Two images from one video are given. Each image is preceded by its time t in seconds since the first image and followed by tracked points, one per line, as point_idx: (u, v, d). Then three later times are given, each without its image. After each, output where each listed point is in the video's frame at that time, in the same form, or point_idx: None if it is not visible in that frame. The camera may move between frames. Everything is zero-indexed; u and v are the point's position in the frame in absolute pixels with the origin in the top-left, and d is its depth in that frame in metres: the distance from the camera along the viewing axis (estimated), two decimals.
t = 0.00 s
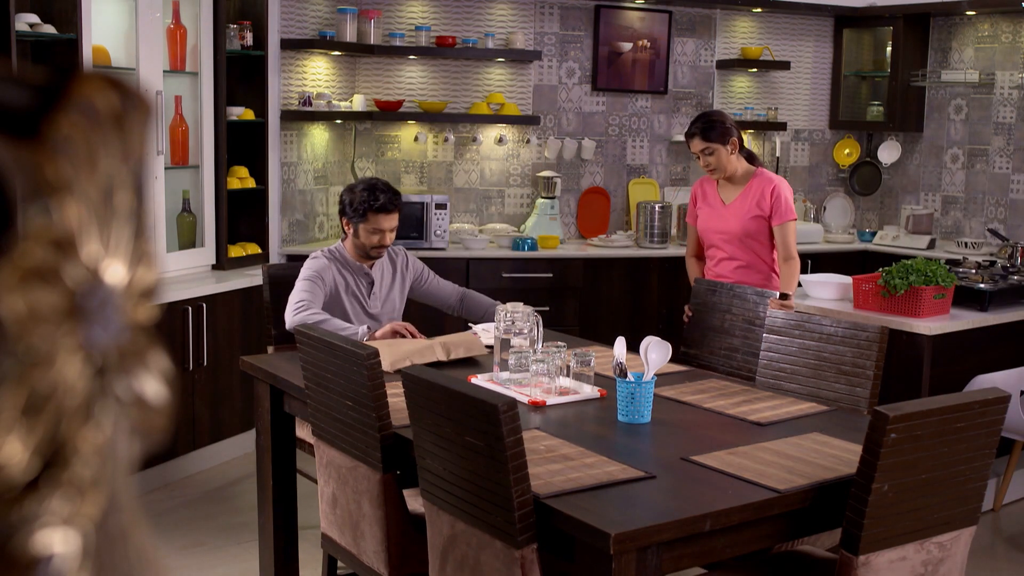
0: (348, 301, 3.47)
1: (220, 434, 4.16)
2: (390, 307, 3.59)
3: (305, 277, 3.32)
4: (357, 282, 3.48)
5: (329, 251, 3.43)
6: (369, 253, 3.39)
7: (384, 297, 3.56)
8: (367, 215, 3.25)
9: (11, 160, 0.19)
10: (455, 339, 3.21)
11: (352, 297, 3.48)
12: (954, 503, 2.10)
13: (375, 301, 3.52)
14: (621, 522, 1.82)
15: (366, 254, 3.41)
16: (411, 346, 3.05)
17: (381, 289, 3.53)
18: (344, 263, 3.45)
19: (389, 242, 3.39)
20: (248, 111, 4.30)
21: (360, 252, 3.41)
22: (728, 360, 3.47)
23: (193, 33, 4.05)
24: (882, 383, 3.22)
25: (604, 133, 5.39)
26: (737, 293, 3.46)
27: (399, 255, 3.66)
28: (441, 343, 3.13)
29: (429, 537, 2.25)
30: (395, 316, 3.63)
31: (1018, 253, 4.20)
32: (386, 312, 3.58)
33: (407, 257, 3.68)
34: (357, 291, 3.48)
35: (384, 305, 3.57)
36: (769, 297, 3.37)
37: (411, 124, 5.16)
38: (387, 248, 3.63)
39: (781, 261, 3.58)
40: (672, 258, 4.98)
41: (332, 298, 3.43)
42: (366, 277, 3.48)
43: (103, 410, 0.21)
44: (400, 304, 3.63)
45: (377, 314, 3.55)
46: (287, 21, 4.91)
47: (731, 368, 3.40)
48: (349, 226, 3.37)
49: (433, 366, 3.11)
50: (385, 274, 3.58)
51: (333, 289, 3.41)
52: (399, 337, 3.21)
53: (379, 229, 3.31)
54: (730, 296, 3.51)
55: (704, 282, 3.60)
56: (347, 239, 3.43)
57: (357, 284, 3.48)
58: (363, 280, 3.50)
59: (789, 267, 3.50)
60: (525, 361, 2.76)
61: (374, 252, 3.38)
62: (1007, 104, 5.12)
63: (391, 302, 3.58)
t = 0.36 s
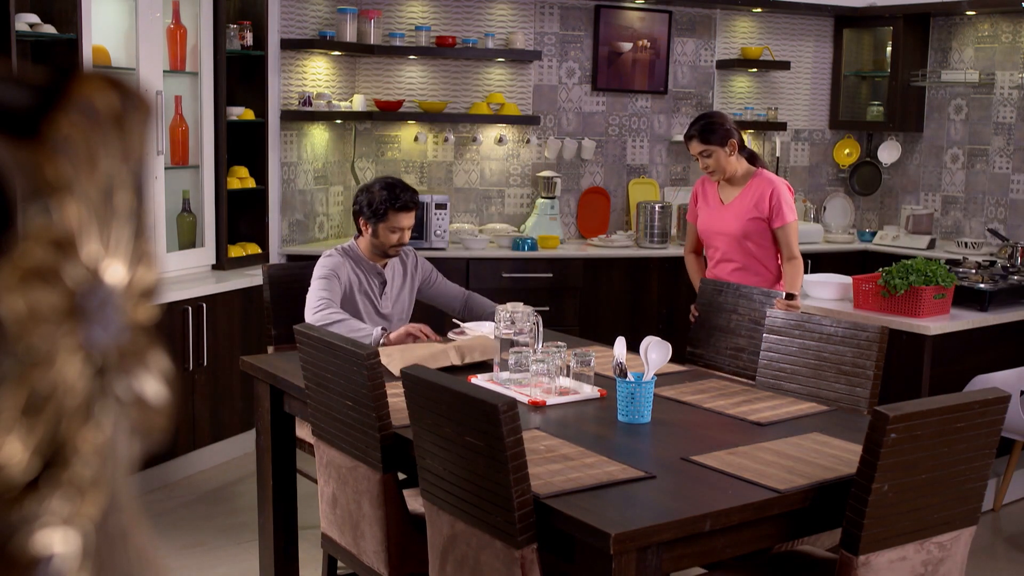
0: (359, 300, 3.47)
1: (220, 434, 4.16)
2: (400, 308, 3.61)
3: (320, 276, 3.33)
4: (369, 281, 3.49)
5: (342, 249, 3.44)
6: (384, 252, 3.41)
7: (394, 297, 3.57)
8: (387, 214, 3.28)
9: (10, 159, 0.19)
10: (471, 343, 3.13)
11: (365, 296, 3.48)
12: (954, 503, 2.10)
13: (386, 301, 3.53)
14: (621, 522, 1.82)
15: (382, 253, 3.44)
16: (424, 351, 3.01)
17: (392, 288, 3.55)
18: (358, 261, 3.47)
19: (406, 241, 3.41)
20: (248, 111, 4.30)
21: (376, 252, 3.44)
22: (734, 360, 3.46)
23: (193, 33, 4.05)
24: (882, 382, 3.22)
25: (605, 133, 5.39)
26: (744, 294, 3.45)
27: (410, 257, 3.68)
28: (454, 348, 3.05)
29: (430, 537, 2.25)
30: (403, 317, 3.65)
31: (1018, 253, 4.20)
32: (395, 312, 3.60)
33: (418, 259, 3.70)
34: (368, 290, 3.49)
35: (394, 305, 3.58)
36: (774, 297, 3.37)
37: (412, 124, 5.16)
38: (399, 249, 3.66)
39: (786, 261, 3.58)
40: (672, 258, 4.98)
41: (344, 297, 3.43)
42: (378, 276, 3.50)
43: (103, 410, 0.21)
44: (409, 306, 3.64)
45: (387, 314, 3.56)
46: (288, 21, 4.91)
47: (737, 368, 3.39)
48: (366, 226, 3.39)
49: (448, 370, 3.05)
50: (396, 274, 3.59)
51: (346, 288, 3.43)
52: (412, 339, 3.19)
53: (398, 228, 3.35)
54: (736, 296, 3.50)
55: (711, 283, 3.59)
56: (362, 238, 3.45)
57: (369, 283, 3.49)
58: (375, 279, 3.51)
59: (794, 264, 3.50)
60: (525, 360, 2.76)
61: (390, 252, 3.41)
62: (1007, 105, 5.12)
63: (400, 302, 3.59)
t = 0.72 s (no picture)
0: (357, 297, 3.47)
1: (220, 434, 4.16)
2: (400, 306, 3.61)
3: (315, 274, 3.34)
4: (369, 279, 3.50)
5: (340, 247, 3.44)
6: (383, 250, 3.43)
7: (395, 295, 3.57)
8: (387, 210, 3.31)
9: (10, 160, 0.19)
10: (472, 344, 3.13)
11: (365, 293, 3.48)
12: (955, 502, 2.10)
13: (386, 298, 3.53)
14: (621, 522, 1.82)
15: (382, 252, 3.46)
16: (425, 352, 3.01)
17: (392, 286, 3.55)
18: (358, 259, 3.47)
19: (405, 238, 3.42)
20: (248, 111, 4.30)
21: (376, 249, 3.46)
22: (736, 360, 3.46)
23: (193, 33, 4.05)
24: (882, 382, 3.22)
25: (604, 133, 5.39)
26: (745, 295, 3.46)
27: (411, 256, 3.69)
28: (455, 349, 3.06)
29: (430, 537, 2.24)
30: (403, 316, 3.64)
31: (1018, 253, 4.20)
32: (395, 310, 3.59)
33: (419, 258, 3.71)
34: (368, 288, 3.49)
35: (394, 303, 3.58)
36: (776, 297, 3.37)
37: (411, 124, 5.16)
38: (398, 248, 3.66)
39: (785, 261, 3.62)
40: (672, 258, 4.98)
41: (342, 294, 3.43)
42: (378, 274, 3.51)
43: (102, 410, 0.21)
44: (409, 305, 3.64)
45: (387, 311, 3.55)
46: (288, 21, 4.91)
47: (738, 368, 3.39)
48: (367, 222, 3.42)
49: (448, 371, 3.05)
50: (395, 273, 3.59)
51: (343, 284, 3.43)
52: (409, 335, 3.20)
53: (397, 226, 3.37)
54: (738, 296, 3.50)
55: (713, 283, 3.59)
56: (364, 237, 3.48)
57: (368, 280, 3.49)
58: (374, 277, 3.51)
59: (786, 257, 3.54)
60: (525, 360, 2.76)
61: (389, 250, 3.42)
62: (1007, 105, 5.12)
63: (400, 300, 3.59)
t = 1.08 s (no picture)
0: (352, 292, 3.46)
1: (220, 434, 4.16)
2: (396, 306, 3.58)
3: (311, 265, 3.37)
4: (364, 277, 3.49)
5: (337, 244, 3.47)
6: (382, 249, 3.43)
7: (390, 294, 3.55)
8: (383, 209, 3.32)
9: (11, 161, 0.19)
10: (472, 344, 3.13)
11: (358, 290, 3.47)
12: (955, 502, 2.10)
13: (382, 296, 3.51)
14: (621, 522, 1.82)
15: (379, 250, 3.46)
16: (425, 353, 3.01)
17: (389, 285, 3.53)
18: (353, 256, 3.48)
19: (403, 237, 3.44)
20: (248, 110, 4.30)
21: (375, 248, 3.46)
22: (735, 360, 3.46)
23: (193, 33, 4.05)
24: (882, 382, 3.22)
25: (605, 133, 5.39)
26: (745, 294, 3.46)
27: (408, 256, 3.67)
28: (455, 349, 3.06)
29: (430, 536, 2.24)
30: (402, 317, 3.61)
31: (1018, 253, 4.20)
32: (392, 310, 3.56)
33: (416, 259, 3.69)
34: (363, 286, 3.49)
35: (390, 302, 3.55)
36: (777, 297, 3.36)
37: (411, 124, 5.15)
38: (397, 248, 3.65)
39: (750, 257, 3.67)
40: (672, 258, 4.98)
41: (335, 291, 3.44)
42: (373, 272, 3.51)
43: (103, 410, 0.21)
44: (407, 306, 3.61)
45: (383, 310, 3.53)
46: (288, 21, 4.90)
47: (738, 368, 3.39)
48: (363, 222, 3.42)
49: (448, 371, 3.05)
50: (392, 272, 3.58)
51: (339, 280, 3.43)
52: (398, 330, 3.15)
53: (395, 225, 3.37)
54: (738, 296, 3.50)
55: (713, 283, 3.59)
56: (361, 236, 3.49)
57: (362, 278, 3.49)
58: (370, 275, 3.51)
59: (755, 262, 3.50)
60: (525, 360, 2.76)
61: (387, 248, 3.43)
62: (1007, 105, 5.12)
63: (395, 299, 3.56)
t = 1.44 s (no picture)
0: (350, 291, 3.47)
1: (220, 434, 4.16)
2: (396, 305, 3.57)
3: (309, 264, 3.37)
4: (364, 277, 3.49)
5: (336, 244, 3.47)
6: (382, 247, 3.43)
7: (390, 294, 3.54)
8: (382, 206, 3.33)
9: (10, 160, 0.19)
10: (472, 344, 3.13)
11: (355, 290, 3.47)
12: (955, 503, 2.10)
13: (381, 295, 3.51)
14: (621, 521, 1.82)
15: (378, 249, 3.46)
16: (425, 352, 3.01)
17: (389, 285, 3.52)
18: (352, 256, 3.49)
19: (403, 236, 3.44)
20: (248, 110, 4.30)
21: (375, 248, 3.45)
22: (735, 360, 3.47)
23: (193, 33, 4.05)
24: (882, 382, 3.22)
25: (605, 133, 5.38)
26: (746, 294, 3.46)
27: (407, 256, 3.66)
28: (455, 349, 3.06)
29: (430, 536, 2.24)
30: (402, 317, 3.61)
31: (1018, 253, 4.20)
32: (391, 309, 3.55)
33: (416, 259, 3.68)
34: (361, 286, 3.49)
35: (389, 302, 3.54)
36: (778, 297, 3.36)
37: (411, 124, 5.15)
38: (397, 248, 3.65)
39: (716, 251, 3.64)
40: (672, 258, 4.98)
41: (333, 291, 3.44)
42: (372, 272, 3.50)
43: (102, 410, 0.21)
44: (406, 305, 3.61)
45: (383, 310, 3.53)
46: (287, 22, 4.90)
47: (739, 368, 3.39)
48: (363, 222, 3.42)
49: (449, 371, 3.05)
50: (393, 273, 3.58)
51: (337, 279, 3.44)
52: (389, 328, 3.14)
53: (395, 223, 3.38)
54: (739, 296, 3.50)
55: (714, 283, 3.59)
56: (359, 235, 3.50)
57: (361, 278, 3.48)
58: (370, 275, 3.51)
59: (721, 267, 3.47)
60: (525, 360, 2.76)
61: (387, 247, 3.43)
62: (1006, 105, 5.11)
63: (394, 299, 3.55)
